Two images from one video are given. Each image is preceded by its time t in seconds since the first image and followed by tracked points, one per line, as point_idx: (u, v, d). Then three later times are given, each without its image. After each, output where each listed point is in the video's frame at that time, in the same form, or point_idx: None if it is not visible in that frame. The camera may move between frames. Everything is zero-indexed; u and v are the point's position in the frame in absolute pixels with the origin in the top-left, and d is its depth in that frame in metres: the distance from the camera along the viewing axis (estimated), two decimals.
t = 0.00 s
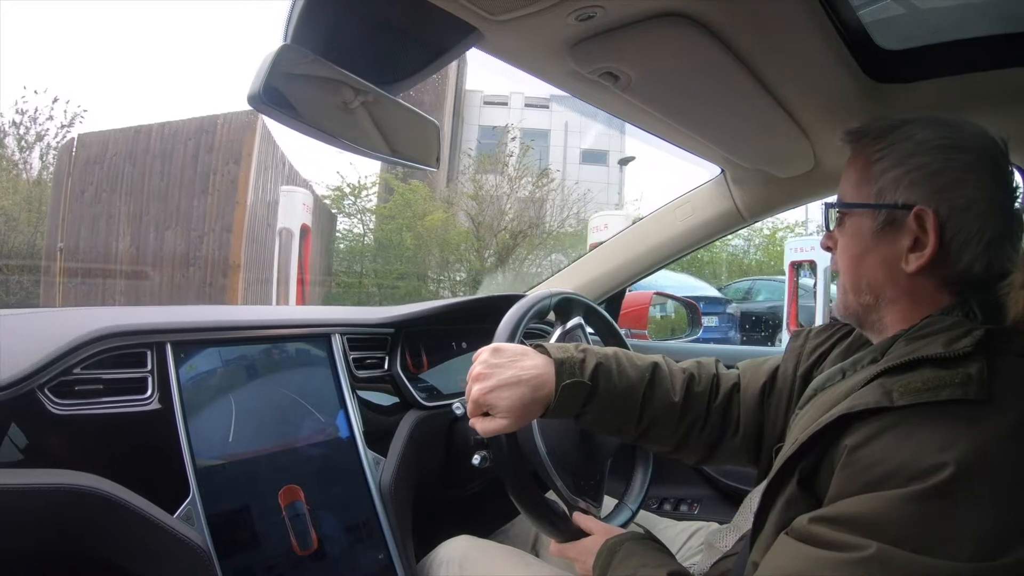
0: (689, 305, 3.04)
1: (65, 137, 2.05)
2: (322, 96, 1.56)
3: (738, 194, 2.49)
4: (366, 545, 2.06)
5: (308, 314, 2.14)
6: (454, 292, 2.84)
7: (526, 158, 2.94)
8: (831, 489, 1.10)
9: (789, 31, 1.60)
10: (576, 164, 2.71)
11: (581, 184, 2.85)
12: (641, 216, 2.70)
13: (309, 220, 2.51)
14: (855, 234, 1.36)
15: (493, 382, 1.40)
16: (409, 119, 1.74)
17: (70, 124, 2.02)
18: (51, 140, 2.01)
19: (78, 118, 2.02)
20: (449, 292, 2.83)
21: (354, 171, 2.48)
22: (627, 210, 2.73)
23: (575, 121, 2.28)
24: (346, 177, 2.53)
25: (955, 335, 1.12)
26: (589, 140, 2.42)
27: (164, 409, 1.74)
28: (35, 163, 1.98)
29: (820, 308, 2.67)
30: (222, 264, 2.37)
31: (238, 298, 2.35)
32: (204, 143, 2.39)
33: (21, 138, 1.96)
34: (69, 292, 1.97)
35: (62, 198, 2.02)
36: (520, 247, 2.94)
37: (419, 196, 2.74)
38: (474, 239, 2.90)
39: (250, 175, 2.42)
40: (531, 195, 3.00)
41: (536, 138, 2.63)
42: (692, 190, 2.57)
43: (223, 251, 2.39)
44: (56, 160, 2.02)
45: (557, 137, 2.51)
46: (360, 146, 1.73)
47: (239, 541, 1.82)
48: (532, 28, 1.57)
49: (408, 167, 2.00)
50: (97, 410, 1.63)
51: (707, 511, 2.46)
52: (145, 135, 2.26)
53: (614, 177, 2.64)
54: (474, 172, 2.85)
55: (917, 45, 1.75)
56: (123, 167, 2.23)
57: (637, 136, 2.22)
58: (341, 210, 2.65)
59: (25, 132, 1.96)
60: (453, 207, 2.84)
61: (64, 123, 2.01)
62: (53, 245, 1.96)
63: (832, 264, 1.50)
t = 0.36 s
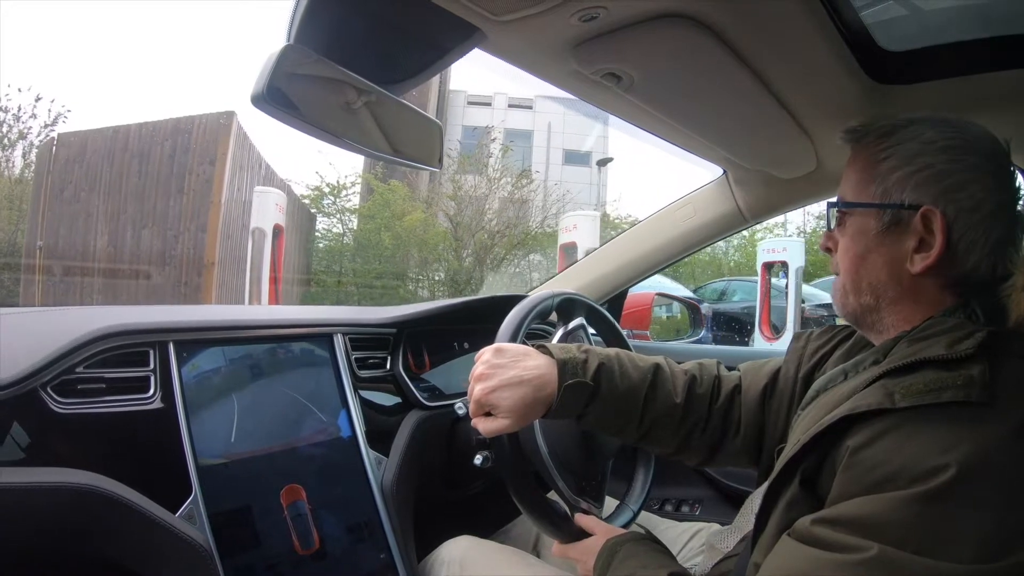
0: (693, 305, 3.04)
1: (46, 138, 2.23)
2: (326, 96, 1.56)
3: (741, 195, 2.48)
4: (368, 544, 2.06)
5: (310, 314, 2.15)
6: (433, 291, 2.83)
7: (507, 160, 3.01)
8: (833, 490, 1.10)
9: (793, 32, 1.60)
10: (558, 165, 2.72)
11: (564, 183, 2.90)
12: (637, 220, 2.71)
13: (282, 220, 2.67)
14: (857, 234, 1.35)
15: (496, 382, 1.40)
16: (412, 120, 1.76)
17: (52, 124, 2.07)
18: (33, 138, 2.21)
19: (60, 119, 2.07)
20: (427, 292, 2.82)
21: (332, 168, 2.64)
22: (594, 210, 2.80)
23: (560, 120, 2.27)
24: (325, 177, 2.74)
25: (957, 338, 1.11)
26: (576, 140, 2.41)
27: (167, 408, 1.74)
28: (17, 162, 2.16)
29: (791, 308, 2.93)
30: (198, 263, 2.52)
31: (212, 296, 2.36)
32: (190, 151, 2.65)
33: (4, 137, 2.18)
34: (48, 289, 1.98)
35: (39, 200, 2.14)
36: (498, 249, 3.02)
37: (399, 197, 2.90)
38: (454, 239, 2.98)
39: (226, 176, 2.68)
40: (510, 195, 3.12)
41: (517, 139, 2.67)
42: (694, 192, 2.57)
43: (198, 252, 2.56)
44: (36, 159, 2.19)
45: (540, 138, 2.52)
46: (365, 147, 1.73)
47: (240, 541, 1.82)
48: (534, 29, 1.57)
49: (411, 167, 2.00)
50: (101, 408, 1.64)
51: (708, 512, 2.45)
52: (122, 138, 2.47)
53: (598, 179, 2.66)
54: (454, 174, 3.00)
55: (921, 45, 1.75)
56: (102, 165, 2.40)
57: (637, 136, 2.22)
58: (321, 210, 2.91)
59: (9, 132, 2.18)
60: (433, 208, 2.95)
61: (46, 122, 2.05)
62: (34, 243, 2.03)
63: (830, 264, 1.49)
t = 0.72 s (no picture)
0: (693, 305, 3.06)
1: (26, 133, 1.93)
2: (325, 95, 1.56)
3: (742, 195, 2.48)
4: (367, 543, 2.06)
5: (310, 313, 2.15)
6: (410, 289, 2.86)
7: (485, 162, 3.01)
8: (833, 491, 1.10)
9: (794, 33, 1.60)
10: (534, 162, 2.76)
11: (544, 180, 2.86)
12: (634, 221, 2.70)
13: (253, 218, 2.49)
14: (901, 231, 1.25)
15: (496, 381, 1.40)
16: (412, 119, 1.76)
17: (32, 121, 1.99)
18: (10, 133, 1.91)
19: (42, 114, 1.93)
20: (406, 288, 2.86)
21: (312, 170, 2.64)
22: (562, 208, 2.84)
23: (541, 119, 2.25)
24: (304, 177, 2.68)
25: (957, 339, 1.11)
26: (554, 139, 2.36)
27: (167, 406, 1.74)
28: None
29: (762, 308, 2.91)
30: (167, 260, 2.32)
31: (184, 293, 2.27)
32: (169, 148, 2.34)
33: None
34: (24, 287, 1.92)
35: (15, 199, 1.91)
36: (472, 247, 3.11)
37: (374, 196, 2.87)
38: (430, 237, 3.06)
39: (197, 174, 2.41)
40: (488, 194, 3.20)
41: (500, 138, 2.63)
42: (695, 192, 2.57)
43: (168, 248, 2.30)
44: (16, 157, 1.92)
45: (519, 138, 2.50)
46: (367, 146, 1.73)
47: (240, 539, 1.82)
48: (537, 29, 1.58)
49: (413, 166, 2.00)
50: (101, 406, 1.64)
51: (708, 513, 2.45)
52: (99, 135, 2.16)
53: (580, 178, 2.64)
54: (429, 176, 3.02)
55: (922, 47, 1.75)
56: (78, 164, 2.08)
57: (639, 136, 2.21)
58: (297, 209, 2.82)
59: None
60: (411, 207, 3.02)
61: (26, 118, 1.96)
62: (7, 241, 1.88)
63: (841, 265, 1.37)
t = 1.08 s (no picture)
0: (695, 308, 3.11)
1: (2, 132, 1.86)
2: (326, 96, 1.56)
3: (742, 196, 2.48)
4: (368, 544, 2.06)
5: (311, 315, 2.15)
6: (388, 289, 2.73)
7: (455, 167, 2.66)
8: (833, 492, 1.10)
9: (794, 35, 1.60)
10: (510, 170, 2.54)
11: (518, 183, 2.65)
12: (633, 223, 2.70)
13: (225, 219, 2.43)
14: (915, 235, 1.25)
15: (497, 382, 1.40)
16: (413, 121, 1.76)
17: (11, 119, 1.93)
18: None
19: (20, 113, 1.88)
20: (382, 288, 2.72)
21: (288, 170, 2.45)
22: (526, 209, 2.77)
23: (524, 120, 2.16)
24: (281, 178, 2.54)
25: (959, 340, 1.11)
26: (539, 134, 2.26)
27: (169, 407, 1.74)
28: None
29: (731, 307, 3.13)
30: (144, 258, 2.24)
31: (157, 294, 2.21)
32: (148, 150, 2.20)
33: None
34: None
35: None
36: (450, 247, 2.88)
37: (354, 196, 2.63)
38: (405, 240, 2.78)
39: (173, 176, 2.25)
40: (464, 194, 2.89)
41: (478, 144, 2.37)
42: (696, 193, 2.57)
43: (145, 247, 2.20)
44: None
45: (500, 139, 2.35)
46: (367, 147, 1.72)
47: (241, 540, 1.83)
48: (538, 31, 1.58)
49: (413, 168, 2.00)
50: (102, 407, 1.64)
51: (709, 514, 2.45)
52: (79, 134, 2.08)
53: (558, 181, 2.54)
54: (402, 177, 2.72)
55: (921, 49, 1.75)
56: (54, 162, 2.00)
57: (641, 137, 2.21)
58: (276, 209, 2.68)
59: None
60: (384, 209, 2.72)
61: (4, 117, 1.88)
62: None
63: (848, 268, 1.36)
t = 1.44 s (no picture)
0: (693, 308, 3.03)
1: None
2: (326, 98, 1.56)
3: (742, 197, 2.49)
4: (368, 546, 2.06)
5: (313, 317, 2.14)
6: (364, 291, 2.58)
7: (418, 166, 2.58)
8: (833, 493, 1.10)
9: (793, 38, 1.61)
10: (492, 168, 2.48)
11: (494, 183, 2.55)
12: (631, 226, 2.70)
13: (200, 222, 2.37)
14: (915, 236, 1.25)
15: (498, 384, 1.40)
16: (414, 122, 1.76)
17: None
18: None
19: None
20: (358, 291, 2.57)
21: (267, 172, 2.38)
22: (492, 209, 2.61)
23: (505, 121, 2.17)
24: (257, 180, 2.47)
25: (959, 341, 1.11)
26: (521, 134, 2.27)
27: (169, 409, 1.75)
28: None
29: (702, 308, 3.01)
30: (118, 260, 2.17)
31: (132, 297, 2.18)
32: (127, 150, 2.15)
33: None
34: None
35: None
36: (427, 249, 2.71)
37: (331, 197, 2.50)
38: (382, 242, 2.60)
39: (148, 179, 2.20)
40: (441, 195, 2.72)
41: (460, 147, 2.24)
42: (698, 194, 2.57)
43: (119, 248, 2.16)
44: None
45: (481, 139, 2.29)
46: (366, 149, 1.72)
47: (241, 542, 1.83)
48: (537, 33, 1.58)
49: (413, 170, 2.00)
50: (102, 410, 1.65)
51: (710, 515, 2.45)
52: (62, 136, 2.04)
53: (539, 180, 2.48)
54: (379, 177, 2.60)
55: (921, 49, 1.75)
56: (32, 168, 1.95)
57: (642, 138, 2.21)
58: (253, 210, 2.59)
59: None
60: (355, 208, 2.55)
61: None
62: None
63: (848, 269, 1.36)
